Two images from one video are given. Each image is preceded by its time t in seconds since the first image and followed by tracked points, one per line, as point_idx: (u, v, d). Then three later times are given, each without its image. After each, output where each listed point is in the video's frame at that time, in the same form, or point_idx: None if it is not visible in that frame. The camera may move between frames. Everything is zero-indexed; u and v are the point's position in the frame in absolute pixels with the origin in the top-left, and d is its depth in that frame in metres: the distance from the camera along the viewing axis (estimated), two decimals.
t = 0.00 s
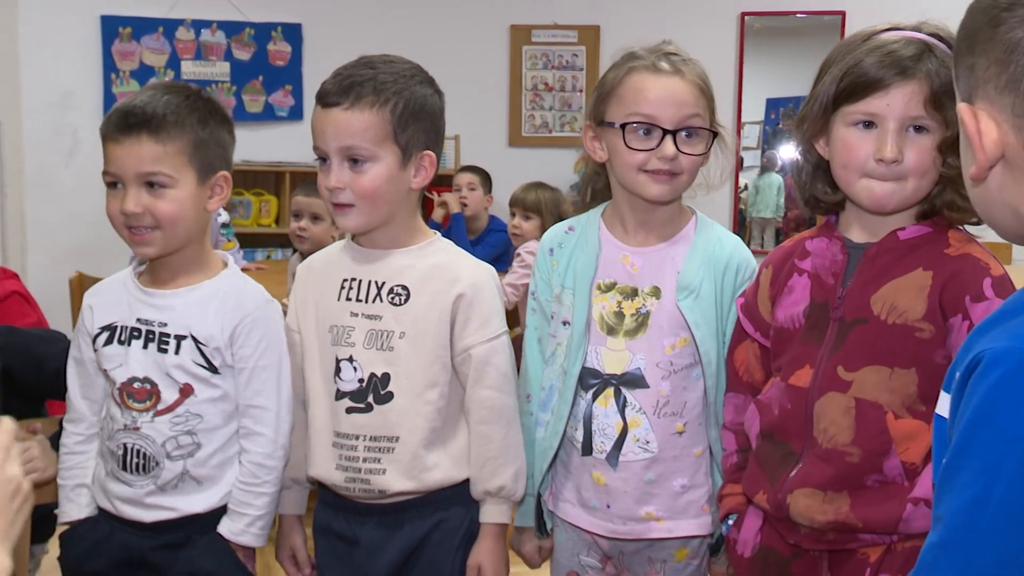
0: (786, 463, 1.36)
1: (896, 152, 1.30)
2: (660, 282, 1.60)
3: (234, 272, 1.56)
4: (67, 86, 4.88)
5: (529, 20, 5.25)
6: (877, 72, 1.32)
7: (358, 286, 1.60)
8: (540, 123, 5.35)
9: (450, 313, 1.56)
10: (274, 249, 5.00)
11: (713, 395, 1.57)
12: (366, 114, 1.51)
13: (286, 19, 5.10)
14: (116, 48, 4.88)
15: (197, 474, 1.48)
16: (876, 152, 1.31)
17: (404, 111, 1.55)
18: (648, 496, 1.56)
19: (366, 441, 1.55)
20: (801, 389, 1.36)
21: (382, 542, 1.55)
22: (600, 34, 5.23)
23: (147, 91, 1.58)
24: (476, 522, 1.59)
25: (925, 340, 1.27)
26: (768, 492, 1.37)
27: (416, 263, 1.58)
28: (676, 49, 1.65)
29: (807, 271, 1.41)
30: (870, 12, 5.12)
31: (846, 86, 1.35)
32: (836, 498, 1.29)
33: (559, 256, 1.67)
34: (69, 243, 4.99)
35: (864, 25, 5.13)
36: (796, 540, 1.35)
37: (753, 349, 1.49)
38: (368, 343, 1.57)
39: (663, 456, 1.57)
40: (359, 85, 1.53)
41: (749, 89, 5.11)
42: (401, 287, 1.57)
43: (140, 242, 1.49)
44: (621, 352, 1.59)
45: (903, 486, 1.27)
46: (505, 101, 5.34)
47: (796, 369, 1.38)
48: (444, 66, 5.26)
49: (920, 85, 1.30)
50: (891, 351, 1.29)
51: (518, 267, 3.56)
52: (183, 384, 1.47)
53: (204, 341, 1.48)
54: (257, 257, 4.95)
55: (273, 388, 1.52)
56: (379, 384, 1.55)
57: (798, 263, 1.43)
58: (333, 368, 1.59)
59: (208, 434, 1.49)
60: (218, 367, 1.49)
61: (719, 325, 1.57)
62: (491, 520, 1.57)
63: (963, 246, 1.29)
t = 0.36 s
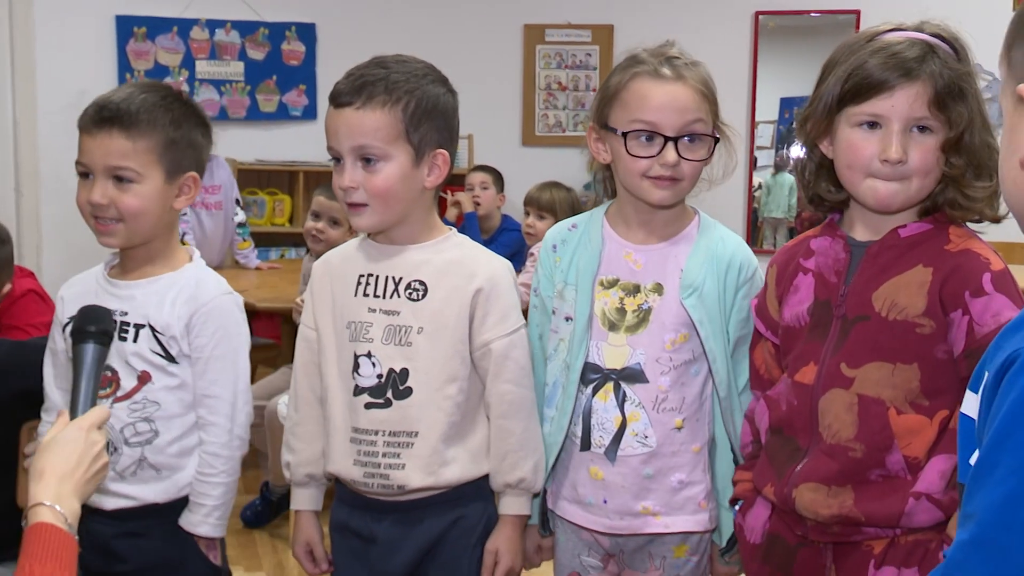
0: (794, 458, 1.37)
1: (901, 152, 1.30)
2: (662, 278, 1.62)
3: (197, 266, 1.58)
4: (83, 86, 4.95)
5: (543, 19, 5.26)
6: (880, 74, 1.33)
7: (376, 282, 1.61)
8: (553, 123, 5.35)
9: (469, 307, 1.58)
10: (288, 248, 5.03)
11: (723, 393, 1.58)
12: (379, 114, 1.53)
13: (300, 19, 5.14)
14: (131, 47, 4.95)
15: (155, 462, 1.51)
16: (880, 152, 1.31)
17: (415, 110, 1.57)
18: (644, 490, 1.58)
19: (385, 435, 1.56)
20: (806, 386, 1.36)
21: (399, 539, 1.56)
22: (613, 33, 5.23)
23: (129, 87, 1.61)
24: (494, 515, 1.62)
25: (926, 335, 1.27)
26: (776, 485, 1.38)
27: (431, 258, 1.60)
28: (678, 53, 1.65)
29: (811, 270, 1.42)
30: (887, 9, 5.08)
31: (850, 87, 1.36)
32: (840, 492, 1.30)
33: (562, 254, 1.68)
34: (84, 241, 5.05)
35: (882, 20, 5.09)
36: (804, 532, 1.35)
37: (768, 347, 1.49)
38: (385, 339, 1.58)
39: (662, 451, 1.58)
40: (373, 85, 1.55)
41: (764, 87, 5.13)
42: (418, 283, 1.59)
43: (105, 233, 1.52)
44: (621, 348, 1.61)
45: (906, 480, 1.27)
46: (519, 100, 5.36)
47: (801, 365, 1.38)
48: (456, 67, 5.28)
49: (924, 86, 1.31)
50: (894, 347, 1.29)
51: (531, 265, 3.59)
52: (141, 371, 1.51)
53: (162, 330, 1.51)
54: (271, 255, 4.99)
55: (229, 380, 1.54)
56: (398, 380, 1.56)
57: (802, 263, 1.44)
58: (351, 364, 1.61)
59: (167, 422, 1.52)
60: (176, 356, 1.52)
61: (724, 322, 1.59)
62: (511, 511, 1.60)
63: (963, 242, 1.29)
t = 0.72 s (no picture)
0: (812, 459, 1.34)
1: (919, 148, 1.27)
2: (671, 275, 1.61)
3: (179, 258, 1.59)
4: (96, 82, 4.91)
5: (561, 13, 5.24)
6: (897, 69, 1.29)
7: (390, 280, 1.59)
8: (571, 119, 5.33)
9: (485, 304, 1.56)
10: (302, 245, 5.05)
11: (730, 392, 1.56)
12: (377, 112, 1.52)
13: (315, 13, 5.13)
14: (144, 43, 4.92)
15: (144, 454, 1.53)
16: (897, 149, 1.28)
17: (414, 105, 1.54)
18: (644, 487, 1.58)
19: (402, 436, 1.54)
20: (824, 387, 1.33)
21: (416, 540, 1.55)
22: (632, 26, 5.21)
23: (129, 91, 1.60)
24: (512, 513, 1.60)
25: (945, 333, 1.24)
26: (793, 488, 1.35)
27: (446, 254, 1.58)
28: (668, 48, 1.63)
29: (828, 269, 1.39)
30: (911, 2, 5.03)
31: (866, 83, 1.32)
32: (859, 494, 1.27)
33: (572, 246, 1.69)
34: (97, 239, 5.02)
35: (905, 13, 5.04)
36: (822, 536, 1.33)
37: (785, 350, 1.47)
38: (401, 338, 1.57)
39: (664, 448, 1.58)
40: (369, 84, 1.54)
41: (786, 83, 5.09)
42: (433, 280, 1.57)
43: (97, 234, 1.52)
44: (627, 343, 1.61)
45: (926, 482, 1.24)
46: (535, 96, 5.34)
47: (818, 366, 1.35)
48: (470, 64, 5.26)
49: (941, 81, 1.28)
50: (913, 346, 1.26)
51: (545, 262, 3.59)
52: (128, 364, 1.51)
53: (146, 321, 1.52)
54: (285, 253, 5.01)
55: (216, 370, 1.55)
56: (414, 379, 1.55)
57: (819, 263, 1.41)
58: (367, 364, 1.59)
59: (155, 413, 1.53)
60: (161, 348, 1.53)
61: (733, 321, 1.57)
62: (527, 509, 1.59)
63: (983, 239, 1.26)
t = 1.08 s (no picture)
0: (844, 468, 1.29)
1: (961, 149, 1.21)
2: (688, 275, 1.57)
3: (213, 259, 1.58)
4: (121, 79, 4.90)
5: (591, 8, 5.21)
6: (939, 67, 1.24)
7: (418, 281, 1.57)
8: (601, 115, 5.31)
9: (516, 305, 1.53)
10: (327, 244, 5.05)
11: (744, 398, 1.52)
12: (398, 112, 1.50)
13: (341, 9, 5.09)
14: (168, 39, 4.89)
15: (180, 458, 1.52)
16: (938, 149, 1.23)
17: (435, 104, 1.53)
18: (660, 493, 1.54)
19: (431, 440, 1.52)
20: (857, 393, 1.29)
21: (445, 545, 1.53)
22: (664, 20, 5.18)
23: (159, 86, 1.59)
24: (542, 518, 1.57)
25: (984, 340, 1.19)
26: (825, 497, 1.30)
27: (476, 255, 1.56)
28: (679, 43, 1.59)
29: (864, 271, 1.34)
30: None
31: (906, 81, 1.27)
32: (893, 505, 1.22)
33: (591, 245, 1.67)
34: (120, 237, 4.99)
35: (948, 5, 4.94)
36: (853, 547, 1.28)
37: (818, 354, 1.42)
38: (430, 340, 1.54)
39: (680, 453, 1.54)
40: (386, 84, 1.52)
41: (823, 79, 5.00)
42: (463, 281, 1.55)
43: (134, 234, 1.51)
44: (643, 345, 1.58)
45: (962, 493, 1.19)
46: (565, 92, 5.31)
47: (852, 372, 1.31)
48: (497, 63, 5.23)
49: (985, 80, 1.22)
50: (951, 353, 1.21)
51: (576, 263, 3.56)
52: (163, 366, 1.51)
53: (180, 323, 1.51)
54: (311, 253, 5.01)
55: (252, 373, 1.54)
56: (444, 382, 1.53)
57: (854, 264, 1.36)
58: (396, 366, 1.57)
59: (191, 417, 1.52)
60: (196, 349, 1.52)
61: (750, 323, 1.52)
62: (559, 514, 1.56)
63: None
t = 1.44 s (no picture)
0: (884, 483, 1.25)
1: (1012, 153, 1.15)
2: (699, 293, 1.54)
3: (267, 262, 1.55)
4: (149, 78, 4.81)
5: (629, 8, 5.31)
6: (991, 67, 1.18)
7: (452, 286, 1.54)
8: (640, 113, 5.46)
9: (553, 310, 1.50)
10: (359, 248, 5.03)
11: (755, 422, 1.47)
12: (428, 114, 1.47)
13: (373, 9, 5.09)
14: (199, 39, 4.82)
15: (228, 465, 1.46)
16: (989, 153, 1.17)
17: (467, 106, 1.49)
18: (682, 511, 1.52)
19: (466, 448, 1.49)
20: (899, 405, 1.24)
21: (479, 555, 1.50)
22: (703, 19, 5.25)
23: (200, 84, 1.56)
24: (578, 528, 1.54)
25: None
26: (864, 513, 1.26)
27: (511, 260, 1.53)
28: (677, 51, 1.55)
29: (911, 279, 1.29)
30: None
31: (957, 82, 1.22)
32: (934, 524, 1.16)
33: (611, 253, 1.66)
34: (148, 238, 4.88)
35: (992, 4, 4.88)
36: (890, 566, 1.23)
37: (859, 362, 1.36)
38: (464, 346, 1.51)
39: (700, 472, 1.51)
40: (418, 86, 1.49)
41: (867, 78, 4.76)
42: (497, 286, 1.52)
43: (190, 239, 1.47)
44: (663, 363, 1.56)
45: (1007, 515, 1.13)
46: (603, 88, 5.43)
47: (894, 384, 1.26)
48: (531, 68, 5.33)
49: None
50: (998, 366, 1.15)
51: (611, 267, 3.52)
52: (212, 368, 1.45)
53: (234, 323, 1.47)
54: (343, 256, 4.99)
55: (309, 377, 1.50)
56: (478, 390, 1.49)
57: (902, 271, 1.31)
58: (429, 373, 1.53)
59: (241, 421, 1.47)
60: (249, 352, 1.47)
61: (758, 342, 1.48)
62: (596, 523, 1.52)
63: None
